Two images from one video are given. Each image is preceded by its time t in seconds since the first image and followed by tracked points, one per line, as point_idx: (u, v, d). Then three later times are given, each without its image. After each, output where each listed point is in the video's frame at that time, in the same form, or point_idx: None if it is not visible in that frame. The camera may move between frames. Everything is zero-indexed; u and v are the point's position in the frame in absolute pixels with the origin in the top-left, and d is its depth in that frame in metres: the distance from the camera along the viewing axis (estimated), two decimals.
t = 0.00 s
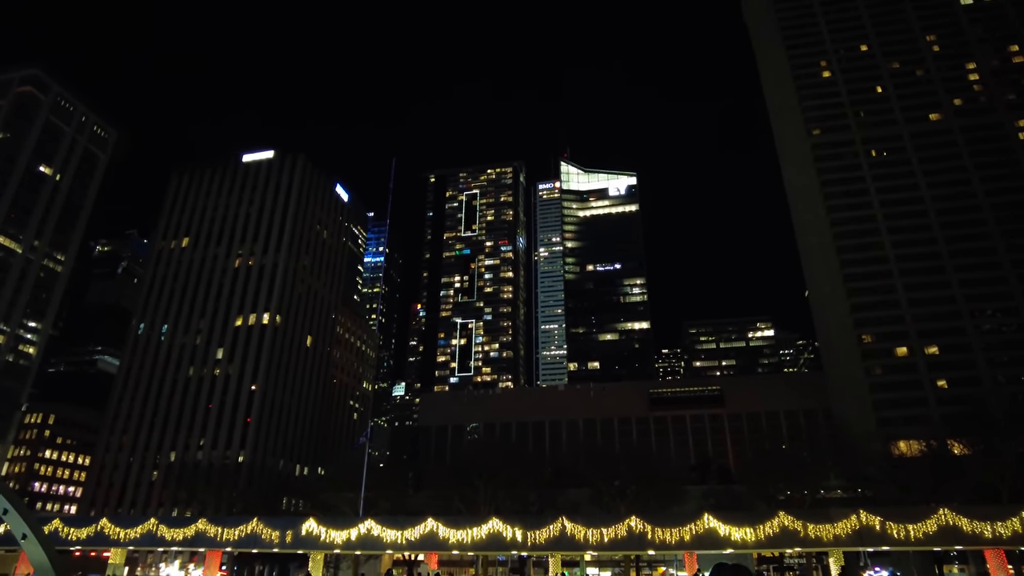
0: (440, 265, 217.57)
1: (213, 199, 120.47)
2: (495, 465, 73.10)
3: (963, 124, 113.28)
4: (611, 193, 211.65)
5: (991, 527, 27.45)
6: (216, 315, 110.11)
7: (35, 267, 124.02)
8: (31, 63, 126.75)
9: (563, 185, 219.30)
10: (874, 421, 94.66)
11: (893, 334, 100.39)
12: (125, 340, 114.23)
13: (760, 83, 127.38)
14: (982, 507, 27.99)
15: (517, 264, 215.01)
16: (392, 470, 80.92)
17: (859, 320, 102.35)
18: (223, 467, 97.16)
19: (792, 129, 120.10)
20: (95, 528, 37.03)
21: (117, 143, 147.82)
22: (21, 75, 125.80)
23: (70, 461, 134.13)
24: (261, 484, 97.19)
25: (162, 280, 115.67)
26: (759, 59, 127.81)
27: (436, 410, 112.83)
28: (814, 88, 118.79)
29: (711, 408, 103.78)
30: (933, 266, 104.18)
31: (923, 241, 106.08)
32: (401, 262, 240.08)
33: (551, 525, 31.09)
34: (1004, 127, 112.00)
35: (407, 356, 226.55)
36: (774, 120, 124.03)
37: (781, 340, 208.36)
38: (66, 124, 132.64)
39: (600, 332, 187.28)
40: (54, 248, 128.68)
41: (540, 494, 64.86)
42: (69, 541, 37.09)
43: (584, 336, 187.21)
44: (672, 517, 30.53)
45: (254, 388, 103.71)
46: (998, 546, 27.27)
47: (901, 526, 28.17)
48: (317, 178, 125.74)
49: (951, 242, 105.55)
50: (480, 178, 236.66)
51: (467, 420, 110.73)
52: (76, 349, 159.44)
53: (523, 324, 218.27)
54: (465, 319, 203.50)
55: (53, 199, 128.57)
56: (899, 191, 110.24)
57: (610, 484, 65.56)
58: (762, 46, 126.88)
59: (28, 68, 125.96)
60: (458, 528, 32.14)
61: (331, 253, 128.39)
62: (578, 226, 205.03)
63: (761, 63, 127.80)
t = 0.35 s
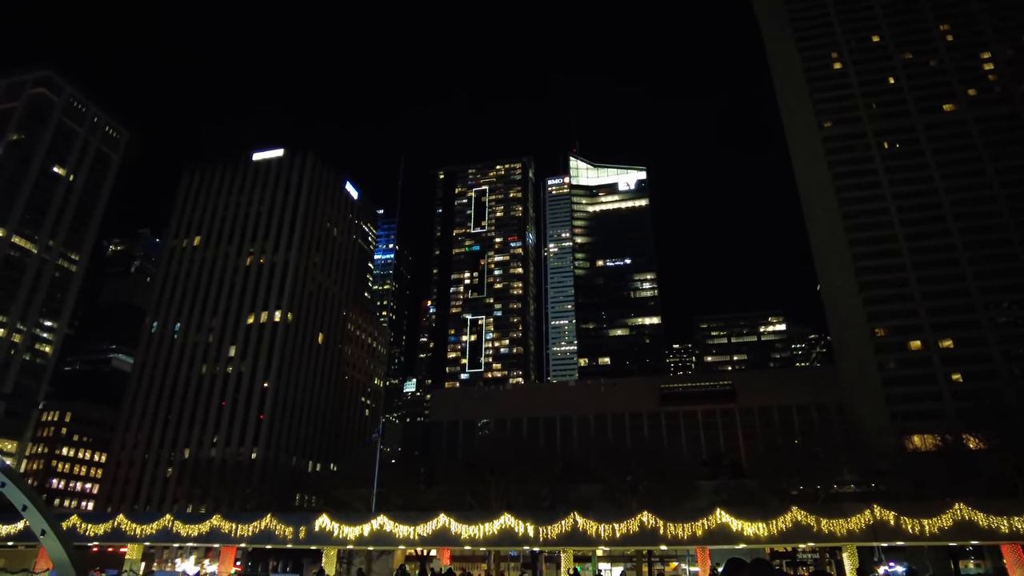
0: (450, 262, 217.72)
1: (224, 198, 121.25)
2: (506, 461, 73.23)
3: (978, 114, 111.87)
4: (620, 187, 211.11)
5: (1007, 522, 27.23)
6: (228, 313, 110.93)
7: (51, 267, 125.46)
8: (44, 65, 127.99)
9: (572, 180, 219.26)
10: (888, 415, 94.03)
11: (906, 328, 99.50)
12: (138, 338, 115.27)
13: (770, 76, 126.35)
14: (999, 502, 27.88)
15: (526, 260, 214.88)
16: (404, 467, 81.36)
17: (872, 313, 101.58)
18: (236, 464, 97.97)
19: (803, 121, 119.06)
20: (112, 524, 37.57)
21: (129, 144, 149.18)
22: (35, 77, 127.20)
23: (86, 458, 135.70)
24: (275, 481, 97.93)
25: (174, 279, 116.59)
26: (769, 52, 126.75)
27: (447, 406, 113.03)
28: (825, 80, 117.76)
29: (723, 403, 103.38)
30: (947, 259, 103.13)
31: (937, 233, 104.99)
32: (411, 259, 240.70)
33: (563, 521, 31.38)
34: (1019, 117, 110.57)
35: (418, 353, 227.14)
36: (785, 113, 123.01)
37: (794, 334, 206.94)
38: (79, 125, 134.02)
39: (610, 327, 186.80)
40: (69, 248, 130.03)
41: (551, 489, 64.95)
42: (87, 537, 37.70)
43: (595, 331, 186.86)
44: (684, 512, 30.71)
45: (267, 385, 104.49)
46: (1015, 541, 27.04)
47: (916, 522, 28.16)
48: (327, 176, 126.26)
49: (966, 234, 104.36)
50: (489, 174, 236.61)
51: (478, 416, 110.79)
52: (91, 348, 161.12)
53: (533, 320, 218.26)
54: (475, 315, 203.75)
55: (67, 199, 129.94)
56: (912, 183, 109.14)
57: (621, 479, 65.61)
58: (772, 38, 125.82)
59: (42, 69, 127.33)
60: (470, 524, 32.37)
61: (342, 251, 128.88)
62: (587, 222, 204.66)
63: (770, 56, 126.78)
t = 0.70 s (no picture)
0: (461, 258, 217.80)
1: (236, 197, 122.07)
2: (520, 457, 73.32)
3: (994, 104, 110.32)
4: (631, 181, 209.82)
5: None
6: (242, 311, 111.81)
7: (67, 267, 127.19)
8: (59, 66, 129.23)
9: (583, 175, 218.09)
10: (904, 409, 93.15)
11: (923, 321, 98.53)
12: (154, 336, 116.49)
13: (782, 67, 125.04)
14: (1017, 496, 27.64)
15: (537, 255, 214.75)
16: (417, 462, 81.78)
17: (887, 306, 100.67)
18: (251, 460, 98.94)
19: (815, 112, 117.87)
20: (131, 519, 38.15)
21: (143, 144, 150.40)
22: (49, 79, 128.46)
23: (105, 455, 137.51)
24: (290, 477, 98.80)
25: (189, 277, 117.61)
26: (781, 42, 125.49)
27: (459, 402, 113.29)
28: (838, 71, 116.48)
29: (736, 397, 102.86)
30: (964, 251, 101.85)
31: (953, 224, 103.77)
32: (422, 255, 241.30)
33: (576, 515, 31.53)
34: None
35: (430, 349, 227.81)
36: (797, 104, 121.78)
37: (807, 328, 205.28)
38: (94, 126, 135.27)
39: (622, 322, 186.35)
40: (85, 248, 131.68)
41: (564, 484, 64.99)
42: (106, 532, 38.30)
43: (607, 326, 186.51)
44: (698, 507, 30.75)
45: (281, 382, 105.34)
46: None
47: (933, 516, 28.00)
48: (339, 173, 126.64)
49: (983, 225, 103.01)
50: (500, 169, 236.35)
51: (491, 412, 110.93)
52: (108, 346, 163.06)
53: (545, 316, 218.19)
54: (487, 311, 204.03)
55: (83, 200, 131.38)
56: (928, 174, 107.80)
57: (635, 474, 65.56)
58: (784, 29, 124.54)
59: (56, 71, 128.51)
60: (483, 520, 32.60)
61: (354, 248, 129.36)
62: (598, 216, 203.95)
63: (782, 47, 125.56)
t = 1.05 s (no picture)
0: (473, 254, 217.90)
1: (250, 195, 122.91)
2: (534, 452, 73.29)
3: (1013, 92, 108.67)
4: (644, 175, 209.69)
5: None
6: (257, 309, 112.73)
7: (85, 267, 128.78)
8: (74, 69, 130.63)
9: (594, 170, 216.03)
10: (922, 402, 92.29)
11: (940, 314, 97.51)
12: (170, 334, 117.69)
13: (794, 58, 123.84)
14: None
15: (549, 251, 214.50)
16: (431, 458, 82.02)
17: (903, 299, 99.61)
18: (267, 457, 99.84)
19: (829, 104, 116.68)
20: (150, 516, 38.66)
21: (157, 144, 151.82)
22: (65, 81, 129.90)
23: (124, 452, 139.31)
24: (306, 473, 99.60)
25: (204, 276, 118.70)
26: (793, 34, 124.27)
27: (473, 397, 113.51)
28: (853, 61, 115.15)
29: (751, 392, 102.30)
30: (982, 242, 100.46)
31: (971, 215, 102.37)
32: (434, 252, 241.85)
33: (591, 511, 31.59)
34: None
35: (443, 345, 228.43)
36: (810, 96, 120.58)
37: (823, 321, 203.49)
38: (109, 127, 136.68)
39: (635, 317, 185.80)
40: (102, 248, 133.20)
41: (578, 478, 65.02)
42: (127, 528, 38.87)
43: (619, 322, 186.00)
44: (713, 502, 30.64)
45: (296, 379, 106.13)
46: None
47: (953, 511, 27.72)
48: (350, 171, 127.07)
49: (1002, 216, 101.53)
50: (511, 165, 236.05)
51: (504, 408, 111.10)
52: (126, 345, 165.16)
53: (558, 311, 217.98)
54: (499, 307, 204.05)
55: (99, 201, 132.89)
56: (945, 164, 106.36)
57: (649, 469, 65.41)
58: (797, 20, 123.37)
59: (71, 74, 129.91)
60: (498, 514, 32.76)
61: (367, 245, 129.83)
62: (610, 211, 203.12)
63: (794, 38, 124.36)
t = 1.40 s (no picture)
0: (486, 251, 217.85)
1: (263, 194, 123.74)
2: (547, 448, 73.25)
3: None
4: (657, 169, 207.72)
5: None
6: (272, 307, 113.60)
7: (102, 267, 130.29)
8: (90, 71, 132.07)
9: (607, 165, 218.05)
10: (940, 396, 91.24)
11: (959, 306, 96.31)
12: (187, 333, 118.88)
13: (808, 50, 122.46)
14: None
15: (561, 247, 214.09)
16: (446, 454, 82.21)
17: (921, 292, 98.44)
18: (284, 454, 100.70)
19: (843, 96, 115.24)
20: (170, 512, 39.18)
21: (171, 145, 153.25)
22: (81, 84, 131.39)
23: (143, 450, 141.11)
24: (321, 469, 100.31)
25: (219, 275, 119.75)
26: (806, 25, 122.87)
27: (486, 394, 113.66)
28: (867, 52, 113.75)
29: (767, 386, 101.55)
30: (1002, 233, 98.91)
31: (990, 206, 100.82)
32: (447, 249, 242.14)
33: (606, 506, 31.61)
34: None
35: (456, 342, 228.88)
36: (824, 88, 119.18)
37: (839, 315, 201.55)
38: (124, 128, 138.09)
39: (649, 312, 185.06)
40: (118, 248, 134.67)
41: (592, 473, 64.93)
42: (147, 524, 39.45)
43: (633, 317, 185.39)
44: (729, 497, 30.53)
45: (311, 376, 106.90)
46: None
47: (973, 506, 27.36)
48: (363, 169, 127.55)
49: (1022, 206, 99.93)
50: (522, 161, 235.59)
51: (518, 404, 111.10)
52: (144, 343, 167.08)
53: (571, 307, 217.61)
54: (512, 304, 204.00)
55: (116, 202, 134.38)
56: (963, 154, 104.82)
57: (664, 465, 65.15)
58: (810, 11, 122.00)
59: (87, 76, 131.36)
60: (513, 510, 32.76)
61: (380, 243, 130.28)
62: (623, 206, 202.18)
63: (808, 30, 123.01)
